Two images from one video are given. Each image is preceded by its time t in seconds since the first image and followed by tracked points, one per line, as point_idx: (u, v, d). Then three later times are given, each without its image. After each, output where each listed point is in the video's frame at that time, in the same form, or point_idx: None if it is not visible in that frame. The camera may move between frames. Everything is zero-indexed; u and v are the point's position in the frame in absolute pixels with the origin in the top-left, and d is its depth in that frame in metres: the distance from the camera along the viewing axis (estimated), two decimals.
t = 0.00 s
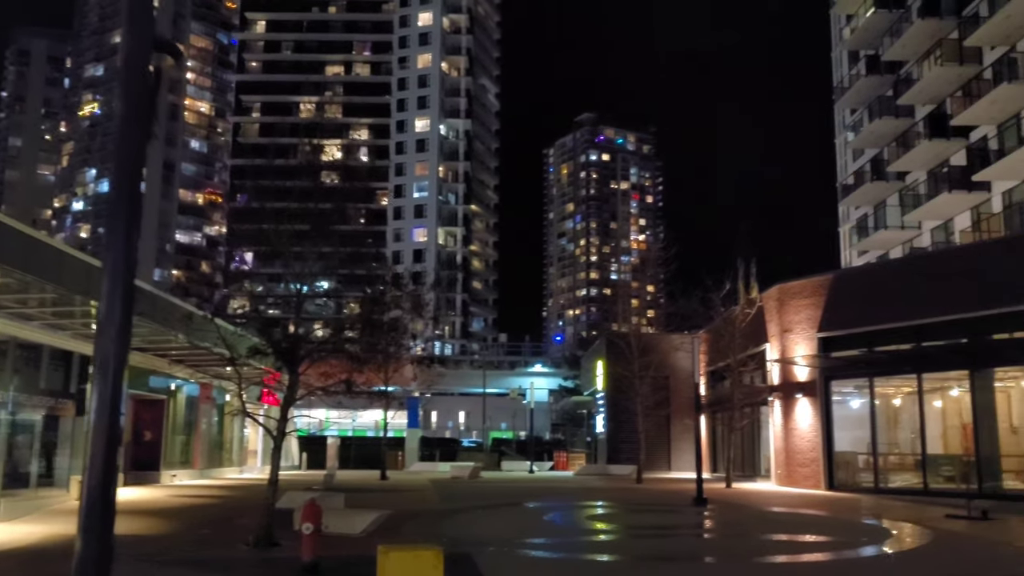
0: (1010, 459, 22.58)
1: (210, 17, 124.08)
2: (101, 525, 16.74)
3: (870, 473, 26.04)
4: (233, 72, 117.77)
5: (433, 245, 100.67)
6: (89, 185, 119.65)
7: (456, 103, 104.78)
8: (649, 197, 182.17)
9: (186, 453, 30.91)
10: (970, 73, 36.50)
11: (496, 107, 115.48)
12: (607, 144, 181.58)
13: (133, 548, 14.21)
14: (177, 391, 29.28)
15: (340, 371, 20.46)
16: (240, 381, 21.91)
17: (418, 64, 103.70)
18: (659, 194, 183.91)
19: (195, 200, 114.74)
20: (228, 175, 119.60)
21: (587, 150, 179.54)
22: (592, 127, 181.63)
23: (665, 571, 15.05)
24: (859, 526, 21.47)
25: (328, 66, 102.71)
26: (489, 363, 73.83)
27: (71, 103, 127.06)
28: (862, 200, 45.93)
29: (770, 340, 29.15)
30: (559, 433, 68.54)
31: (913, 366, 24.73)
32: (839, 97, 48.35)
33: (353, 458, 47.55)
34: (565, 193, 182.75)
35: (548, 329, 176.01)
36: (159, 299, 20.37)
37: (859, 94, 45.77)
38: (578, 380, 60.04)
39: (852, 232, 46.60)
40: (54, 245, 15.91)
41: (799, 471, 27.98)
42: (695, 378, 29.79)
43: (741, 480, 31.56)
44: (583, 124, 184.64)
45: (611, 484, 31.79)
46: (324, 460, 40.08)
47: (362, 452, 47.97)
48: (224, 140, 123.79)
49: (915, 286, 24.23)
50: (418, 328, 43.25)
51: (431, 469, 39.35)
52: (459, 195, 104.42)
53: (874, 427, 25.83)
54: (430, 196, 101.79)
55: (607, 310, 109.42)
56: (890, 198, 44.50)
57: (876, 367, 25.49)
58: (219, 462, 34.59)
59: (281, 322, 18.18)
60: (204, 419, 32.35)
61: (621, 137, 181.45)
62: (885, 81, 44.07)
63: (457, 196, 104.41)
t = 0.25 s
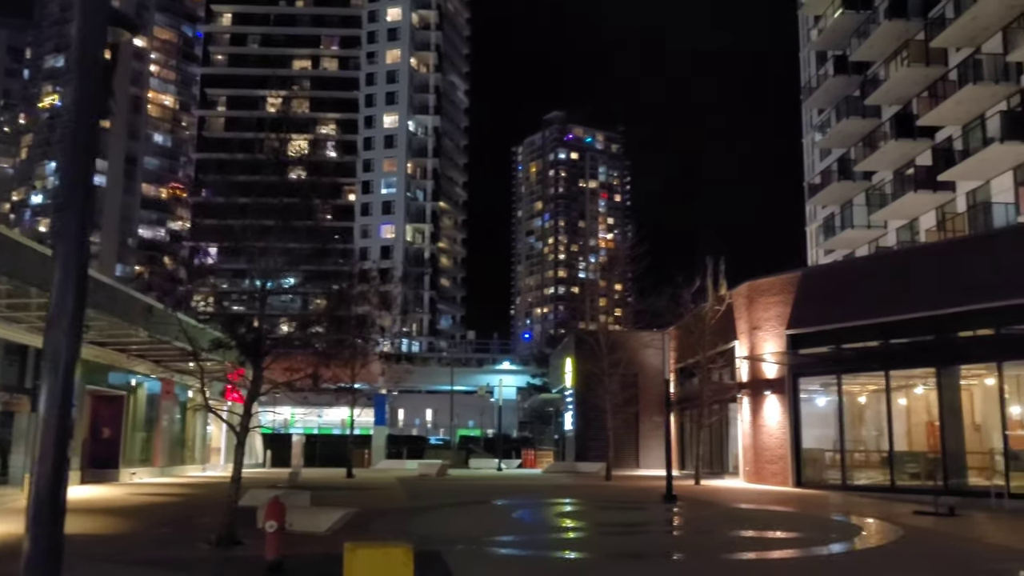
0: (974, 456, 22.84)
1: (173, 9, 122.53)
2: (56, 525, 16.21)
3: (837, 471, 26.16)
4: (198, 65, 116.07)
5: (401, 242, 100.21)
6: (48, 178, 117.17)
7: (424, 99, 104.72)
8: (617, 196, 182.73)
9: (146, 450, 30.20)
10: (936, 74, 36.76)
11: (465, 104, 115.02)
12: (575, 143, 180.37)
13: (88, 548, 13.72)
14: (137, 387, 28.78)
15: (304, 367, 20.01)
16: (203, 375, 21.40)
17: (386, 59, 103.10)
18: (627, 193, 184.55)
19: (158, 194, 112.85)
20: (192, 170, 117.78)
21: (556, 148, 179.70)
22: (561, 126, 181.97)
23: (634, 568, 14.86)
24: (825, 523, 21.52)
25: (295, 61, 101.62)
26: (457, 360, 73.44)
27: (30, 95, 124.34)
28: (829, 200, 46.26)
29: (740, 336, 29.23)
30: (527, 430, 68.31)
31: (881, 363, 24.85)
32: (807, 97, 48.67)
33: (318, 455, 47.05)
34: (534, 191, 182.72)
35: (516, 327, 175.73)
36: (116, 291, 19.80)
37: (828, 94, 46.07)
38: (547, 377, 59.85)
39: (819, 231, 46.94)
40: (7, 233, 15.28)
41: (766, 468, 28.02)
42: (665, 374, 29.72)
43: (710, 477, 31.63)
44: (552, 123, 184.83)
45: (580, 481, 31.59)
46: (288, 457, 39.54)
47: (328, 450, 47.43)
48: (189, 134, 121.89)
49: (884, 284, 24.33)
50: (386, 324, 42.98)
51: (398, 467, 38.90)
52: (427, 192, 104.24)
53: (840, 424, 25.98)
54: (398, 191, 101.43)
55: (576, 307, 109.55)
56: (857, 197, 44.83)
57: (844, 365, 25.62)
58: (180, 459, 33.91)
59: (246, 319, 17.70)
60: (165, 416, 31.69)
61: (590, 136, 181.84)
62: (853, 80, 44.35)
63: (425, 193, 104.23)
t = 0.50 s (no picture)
0: (942, 457, 23.00)
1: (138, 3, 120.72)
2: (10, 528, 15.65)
3: (806, 471, 26.23)
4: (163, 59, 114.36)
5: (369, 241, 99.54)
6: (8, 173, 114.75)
7: (394, 98, 104.22)
8: (586, 197, 183.02)
9: (107, 451, 29.53)
10: (903, 78, 37.06)
11: (434, 102, 114.50)
12: (545, 143, 182.25)
13: (43, 552, 13.21)
14: (98, 386, 28.08)
15: (270, 366, 19.58)
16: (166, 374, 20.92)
17: (356, 57, 102.67)
18: (596, 194, 184.94)
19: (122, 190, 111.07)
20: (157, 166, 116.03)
21: (525, 149, 179.73)
22: (531, 126, 181.98)
23: (603, 570, 14.65)
24: (796, 523, 21.52)
25: (262, 57, 100.14)
26: (426, 360, 72.94)
27: None
28: (797, 202, 46.55)
29: (710, 337, 29.23)
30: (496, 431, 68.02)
31: (851, 364, 24.94)
32: (776, 99, 48.96)
33: (284, 456, 46.43)
34: (503, 191, 182.47)
35: (484, 327, 175.34)
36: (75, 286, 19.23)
37: (797, 97, 46.37)
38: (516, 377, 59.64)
39: (788, 233, 47.21)
40: None
41: (736, 469, 28.05)
42: (636, 375, 29.65)
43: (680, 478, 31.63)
44: (521, 123, 184.86)
45: (550, 482, 31.42)
46: (253, 458, 38.94)
47: (294, 451, 46.87)
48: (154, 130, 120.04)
49: (855, 286, 24.40)
50: (354, 323, 42.51)
51: (366, 468, 38.47)
52: (396, 191, 103.80)
53: (809, 425, 26.06)
54: (366, 190, 100.82)
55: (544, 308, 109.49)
56: (825, 200, 45.15)
57: (814, 366, 25.68)
58: (142, 460, 33.21)
59: (210, 317, 17.25)
60: (127, 416, 31.01)
61: (559, 137, 182.08)
62: (822, 84, 44.66)
63: (394, 192, 103.77)
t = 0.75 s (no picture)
0: (910, 457, 23.14)
1: None
2: None
3: (775, 471, 26.30)
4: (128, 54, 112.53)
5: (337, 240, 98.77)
6: None
7: (363, 96, 103.59)
8: (556, 198, 183.06)
9: (67, 451, 28.85)
10: (872, 81, 37.39)
11: (404, 101, 113.97)
12: (515, 144, 181.94)
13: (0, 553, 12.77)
14: (58, 384, 27.39)
15: (236, 364, 19.21)
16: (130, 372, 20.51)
17: (324, 54, 102.12)
18: (565, 195, 185.08)
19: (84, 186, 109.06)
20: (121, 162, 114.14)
21: (495, 149, 179.50)
22: (501, 127, 181.81)
23: (574, 570, 14.48)
24: (766, 522, 21.54)
25: (230, 52, 98.26)
26: (395, 359, 72.39)
27: None
28: (766, 204, 46.83)
29: (681, 337, 29.27)
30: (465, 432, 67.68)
31: (822, 363, 25.03)
32: (746, 101, 49.25)
33: (250, 456, 45.80)
34: (473, 191, 182.06)
35: (453, 328, 174.77)
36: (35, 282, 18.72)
37: (767, 100, 46.66)
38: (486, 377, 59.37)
39: (757, 234, 47.50)
40: None
41: (707, 469, 28.13)
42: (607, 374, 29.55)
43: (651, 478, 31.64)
44: (491, 123, 184.68)
45: (520, 482, 31.24)
46: (219, 458, 38.31)
47: (260, 451, 46.25)
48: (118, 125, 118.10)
49: (825, 286, 24.50)
50: (322, 321, 42.04)
51: (334, 468, 38.03)
52: (364, 190, 103.16)
53: (779, 425, 26.17)
54: (335, 188, 100.11)
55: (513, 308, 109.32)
56: (793, 202, 45.45)
57: (784, 366, 25.77)
58: (103, 460, 32.50)
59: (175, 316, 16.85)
60: (88, 414, 30.32)
61: (529, 138, 182.05)
62: (791, 86, 44.97)
63: (363, 190, 103.11)
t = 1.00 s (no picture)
0: (880, 455, 23.23)
1: None
2: None
3: (746, 469, 26.36)
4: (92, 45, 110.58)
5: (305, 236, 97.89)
6: None
7: (332, 91, 102.47)
8: (525, 196, 182.87)
9: (27, 448, 28.17)
10: (842, 81, 37.62)
11: (374, 97, 113.25)
12: (485, 141, 181.32)
13: None
14: (17, 380, 26.72)
15: (202, 360, 18.78)
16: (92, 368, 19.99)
17: (293, 48, 101.27)
18: (535, 193, 184.92)
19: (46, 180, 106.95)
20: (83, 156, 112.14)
21: (465, 147, 178.88)
22: (471, 124, 181.38)
23: (547, 568, 14.27)
24: (738, 520, 21.52)
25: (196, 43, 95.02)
26: (364, 357, 71.77)
27: None
28: (737, 203, 47.03)
29: (653, 334, 29.26)
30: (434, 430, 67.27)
31: (793, 361, 25.06)
32: (717, 100, 49.46)
33: (216, 454, 45.17)
34: (442, 189, 181.39)
35: (422, 326, 174.03)
36: None
37: (738, 99, 46.85)
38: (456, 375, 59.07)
39: (727, 233, 47.69)
40: None
41: (678, 467, 28.17)
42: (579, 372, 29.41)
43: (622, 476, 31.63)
44: (461, 120, 184.23)
45: (490, 480, 31.03)
46: (183, 456, 37.65)
47: (225, 450, 45.59)
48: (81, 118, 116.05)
49: (796, 284, 24.54)
50: (290, 318, 41.52)
51: (301, 466, 37.56)
52: (333, 185, 102.44)
53: (750, 423, 26.24)
54: (303, 184, 99.21)
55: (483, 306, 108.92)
56: (763, 201, 45.69)
57: (756, 364, 25.80)
58: (64, 458, 31.80)
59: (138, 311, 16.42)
60: (49, 411, 29.63)
61: (499, 135, 181.77)
62: (763, 86, 45.18)
63: (331, 186, 102.37)
